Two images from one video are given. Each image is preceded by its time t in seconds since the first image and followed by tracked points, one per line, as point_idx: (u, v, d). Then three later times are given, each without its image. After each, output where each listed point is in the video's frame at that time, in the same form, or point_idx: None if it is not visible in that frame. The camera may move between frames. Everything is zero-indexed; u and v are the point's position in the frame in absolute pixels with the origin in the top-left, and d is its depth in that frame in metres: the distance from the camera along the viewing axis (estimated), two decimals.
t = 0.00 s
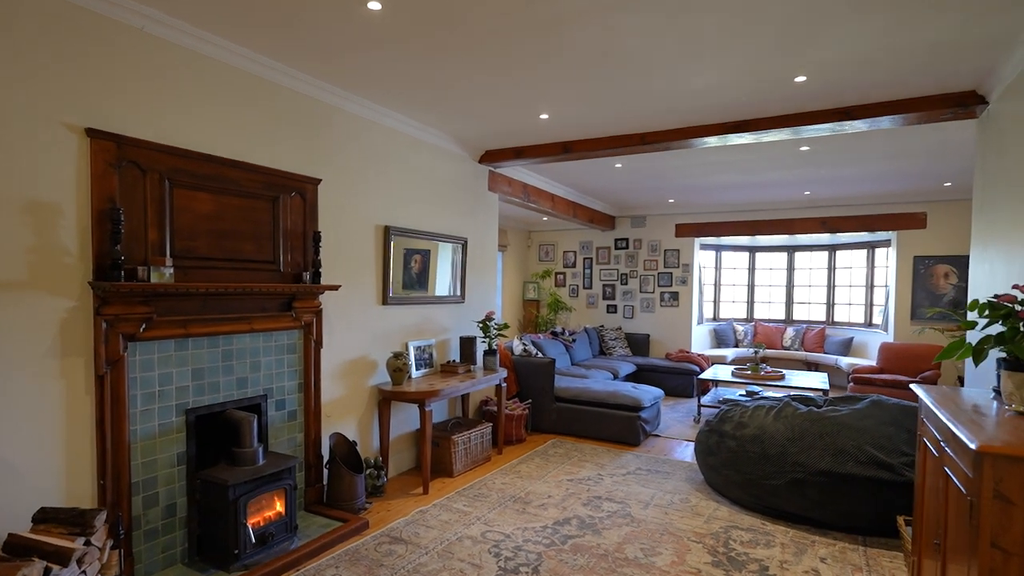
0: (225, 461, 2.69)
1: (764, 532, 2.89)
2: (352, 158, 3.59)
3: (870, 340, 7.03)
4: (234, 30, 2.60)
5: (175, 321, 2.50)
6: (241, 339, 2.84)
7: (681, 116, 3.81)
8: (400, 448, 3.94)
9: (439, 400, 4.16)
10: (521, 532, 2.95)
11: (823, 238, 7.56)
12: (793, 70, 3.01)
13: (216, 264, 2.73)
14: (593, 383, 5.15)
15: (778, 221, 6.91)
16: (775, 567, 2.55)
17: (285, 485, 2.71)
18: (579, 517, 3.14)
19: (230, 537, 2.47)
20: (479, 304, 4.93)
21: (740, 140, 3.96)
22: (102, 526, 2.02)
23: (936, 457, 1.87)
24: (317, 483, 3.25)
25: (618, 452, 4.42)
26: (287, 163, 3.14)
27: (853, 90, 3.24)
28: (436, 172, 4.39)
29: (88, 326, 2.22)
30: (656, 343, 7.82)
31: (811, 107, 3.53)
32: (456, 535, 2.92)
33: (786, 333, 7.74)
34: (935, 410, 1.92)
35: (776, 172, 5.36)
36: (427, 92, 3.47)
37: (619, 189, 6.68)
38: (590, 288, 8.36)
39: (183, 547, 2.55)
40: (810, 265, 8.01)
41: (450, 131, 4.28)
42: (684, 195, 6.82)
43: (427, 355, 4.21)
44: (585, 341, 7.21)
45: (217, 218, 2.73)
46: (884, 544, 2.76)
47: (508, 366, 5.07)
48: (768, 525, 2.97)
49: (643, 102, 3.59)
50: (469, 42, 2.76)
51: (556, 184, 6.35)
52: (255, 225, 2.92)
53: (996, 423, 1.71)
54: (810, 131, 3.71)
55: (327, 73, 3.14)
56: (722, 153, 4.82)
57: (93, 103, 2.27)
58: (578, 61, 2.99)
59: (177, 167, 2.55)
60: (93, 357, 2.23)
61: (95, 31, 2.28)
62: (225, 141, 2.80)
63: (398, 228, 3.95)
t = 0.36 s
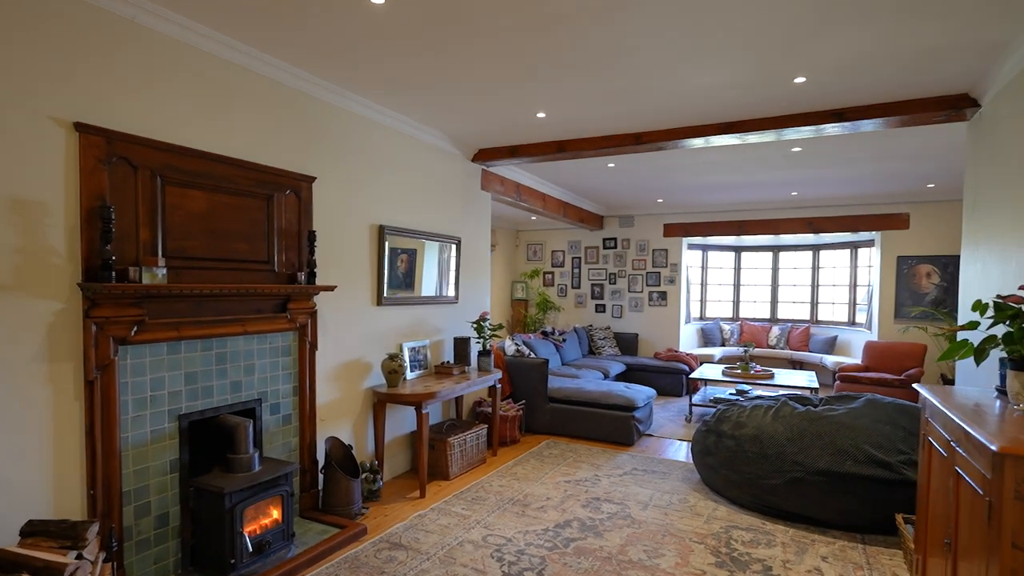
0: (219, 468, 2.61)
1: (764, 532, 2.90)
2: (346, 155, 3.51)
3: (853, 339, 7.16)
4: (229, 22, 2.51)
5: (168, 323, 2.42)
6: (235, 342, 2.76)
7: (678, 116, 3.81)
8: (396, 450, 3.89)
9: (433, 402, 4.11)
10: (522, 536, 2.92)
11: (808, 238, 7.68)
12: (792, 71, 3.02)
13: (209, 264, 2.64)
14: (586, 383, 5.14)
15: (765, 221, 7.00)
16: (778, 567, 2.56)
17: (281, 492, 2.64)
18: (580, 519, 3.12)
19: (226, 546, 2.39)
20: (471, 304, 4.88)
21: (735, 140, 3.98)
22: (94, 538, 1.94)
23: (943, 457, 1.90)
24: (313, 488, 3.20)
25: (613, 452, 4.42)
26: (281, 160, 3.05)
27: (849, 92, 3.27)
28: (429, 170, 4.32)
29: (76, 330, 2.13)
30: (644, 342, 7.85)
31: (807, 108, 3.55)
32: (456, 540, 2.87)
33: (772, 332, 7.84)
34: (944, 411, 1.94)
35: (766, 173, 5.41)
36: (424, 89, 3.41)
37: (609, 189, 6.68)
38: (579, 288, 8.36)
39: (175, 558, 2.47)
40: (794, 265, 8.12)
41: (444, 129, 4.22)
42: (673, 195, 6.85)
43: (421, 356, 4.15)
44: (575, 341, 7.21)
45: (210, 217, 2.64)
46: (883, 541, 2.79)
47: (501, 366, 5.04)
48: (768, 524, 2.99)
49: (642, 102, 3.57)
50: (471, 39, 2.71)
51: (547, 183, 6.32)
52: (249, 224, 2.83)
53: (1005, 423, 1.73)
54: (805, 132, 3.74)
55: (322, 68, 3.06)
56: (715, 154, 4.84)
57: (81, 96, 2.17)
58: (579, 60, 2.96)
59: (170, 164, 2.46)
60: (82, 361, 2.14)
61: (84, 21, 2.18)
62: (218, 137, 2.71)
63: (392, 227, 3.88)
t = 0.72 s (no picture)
0: (194, 476, 2.48)
1: (755, 531, 2.89)
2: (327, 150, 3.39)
3: (830, 336, 7.28)
4: (203, 6, 2.38)
5: (138, 324, 2.29)
6: (210, 344, 2.63)
7: (665, 113, 3.77)
8: (379, 454, 3.78)
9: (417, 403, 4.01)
10: (512, 540, 2.85)
11: (786, 236, 7.78)
12: (782, 68, 3.01)
13: (183, 262, 2.51)
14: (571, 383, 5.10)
15: (745, 220, 7.06)
16: (771, 566, 2.55)
17: (261, 500, 2.53)
18: (569, 521, 3.06)
19: (202, 560, 2.26)
20: (455, 303, 4.79)
21: (721, 137, 3.97)
22: (59, 554, 1.81)
23: (939, 455, 1.89)
24: (293, 495, 3.07)
25: (599, 452, 4.38)
26: (258, 153, 2.92)
27: (836, 89, 3.28)
28: (412, 166, 4.22)
29: (36, 332, 1.99)
30: (626, 341, 7.85)
31: (793, 105, 3.56)
32: (444, 546, 2.79)
33: (751, 330, 7.93)
34: (941, 410, 1.93)
35: (748, 171, 5.43)
36: (407, 82, 3.30)
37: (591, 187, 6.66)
38: (560, 287, 8.33)
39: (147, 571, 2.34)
40: (772, 263, 8.22)
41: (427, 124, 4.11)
42: (655, 193, 6.85)
43: (404, 356, 4.05)
44: (557, 340, 7.16)
45: (184, 213, 2.51)
46: (872, 538, 2.80)
47: (485, 366, 4.96)
48: (757, 523, 2.98)
49: (630, 99, 3.53)
50: (460, 30, 2.62)
51: (529, 181, 6.26)
52: (225, 220, 2.70)
53: (1000, 420, 1.74)
54: (791, 130, 3.75)
55: (301, 58, 2.93)
56: (699, 152, 4.84)
57: (41, 82, 2.02)
58: (569, 54, 2.90)
59: (140, 156, 2.33)
60: (44, 365, 2.01)
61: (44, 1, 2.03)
62: (191, 129, 2.57)
63: (374, 224, 3.77)
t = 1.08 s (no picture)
0: (144, 492, 2.29)
1: (737, 535, 2.83)
2: (292, 142, 3.20)
3: (803, 334, 7.37)
4: None
5: (80, 328, 2.09)
6: (163, 348, 2.44)
7: (644, 108, 3.69)
8: (349, 461, 3.61)
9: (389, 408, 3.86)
10: (489, 551, 2.73)
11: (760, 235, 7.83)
12: (763, 63, 2.94)
13: (132, 260, 2.32)
14: (548, 383, 5.00)
15: (719, 219, 7.07)
16: (755, 572, 2.49)
17: (219, 517, 2.36)
18: (548, 529, 2.96)
19: None
20: (429, 303, 4.63)
21: (700, 134, 3.90)
22: None
23: (930, 459, 1.84)
24: (256, 508, 2.89)
25: (578, 454, 4.29)
26: (216, 144, 2.71)
27: (817, 86, 3.23)
28: (383, 160, 4.05)
29: None
30: (603, 340, 7.81)
31: (773, 102, 3.51)
32: (418, 559, 2.65)
33: (725, 328, 7.97)
34: (931, 412, 1.88)
35: (724, 169, 5.41)
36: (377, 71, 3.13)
37: (568, 184, 6.57)
38: (536, 285, 8.23)
39: None
40: (746, 262, 8.28)
41: (399, 116, 3.94)
42: (631, 190, 6.80)
43: (375, 359, 3.88)
44: (533, 340, 7.06)
45: (132, 207, 2.31)
46: (853, 540, 2.77)
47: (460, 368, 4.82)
48: (739, 527, 2.92)
49: (609, 93, 3.43)
50: (432, 15, 2.47)
51: (505, 177, 6.13)
52: (179, 215, 2.51)
53: (993, 423, 1.69)
54: (770, 127, 3.71)
55: (262, 42, 2.74)
56: (677, 149, 4.78)
57: None
58: (547, 45, 2.77)
59: (82, 143, 2.12)
60: None
61: None
62: (139, 116, 2.37)
63: (343, 220, 3.59)
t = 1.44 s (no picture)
0: (69, 518, 2.04)
1: (715, 544, 2.73)
2: (241, 131, 2.95)
3: (772, 333, 7.42)
4: None
5: None
6: (91, 357, 2.20)
7: (617, 102, 3.56)
8: (307, 474, 3.39)
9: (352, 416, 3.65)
10: (457, 569, 2.56)
11: (729, 234, 7.86)
12: (740, 55, 2.83)
13: (53, 259, 2.06)
14: (519, 386, 4.85)
15: (690, 218, 7.04)
16: None
17: (157, 543, 2.14)
18: (520, 543, 2.80)
19: None
20: (394, 304, 4.42)
21: (674, 129, 3.80)
22: None
23: (920, 468, 1.77)
24: (202, 529, 2.65)
25: (550, 460, 4.15)
26: (149, 129, 2.46)
27: (792, 80, 3.16)
28: (345, 153, 3.82)
29: None
30: (574, 340, 7.71)
31: (749, 97, 3.42)
32: None
33: (696, 328, 7.98)
34: (919, 418, 1.81)
35: (697, 167, 5.35)
36: (333, 57, 2.90)
37: (538, 181, 6.43)
38: (507, 285, 8.08)
39: None
40: (716, 261, 8.30)
41: (360, 106, 3.72)
42: (602, 188, 6.70)
43: (336, 364, 3.66)
44: (504, 340, 6.91)
45: (51, 199, 2.05)
46: (832, 546, 2.71)
47: (428, 371, 4.63)
48: (717, 535, 2.82)
49: (581, 85, 3.28)
50: None
51: (474, 174, 5.95)
52: (109, 209, 2.26)
53: (985, 428, 1.61)
54: (744, 123, 3.63)
55: (202, 19, 2.49)
56: (650, 146, 4.68)
57: None
58: (518, 31, 2.60)
59: None
60: None
61: None
62: (54, 95, 2.11)
63: (301, 217, 3.36)
